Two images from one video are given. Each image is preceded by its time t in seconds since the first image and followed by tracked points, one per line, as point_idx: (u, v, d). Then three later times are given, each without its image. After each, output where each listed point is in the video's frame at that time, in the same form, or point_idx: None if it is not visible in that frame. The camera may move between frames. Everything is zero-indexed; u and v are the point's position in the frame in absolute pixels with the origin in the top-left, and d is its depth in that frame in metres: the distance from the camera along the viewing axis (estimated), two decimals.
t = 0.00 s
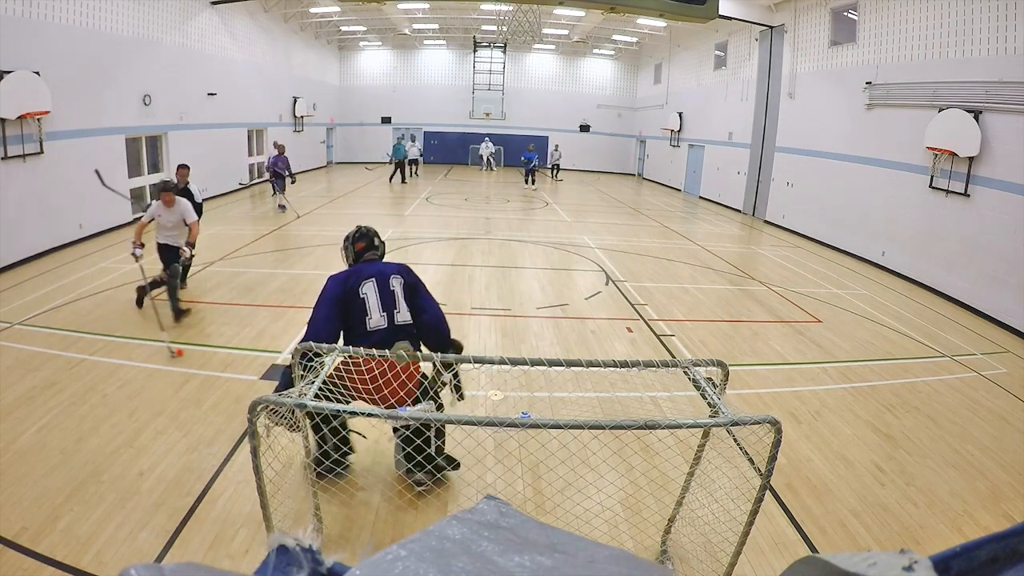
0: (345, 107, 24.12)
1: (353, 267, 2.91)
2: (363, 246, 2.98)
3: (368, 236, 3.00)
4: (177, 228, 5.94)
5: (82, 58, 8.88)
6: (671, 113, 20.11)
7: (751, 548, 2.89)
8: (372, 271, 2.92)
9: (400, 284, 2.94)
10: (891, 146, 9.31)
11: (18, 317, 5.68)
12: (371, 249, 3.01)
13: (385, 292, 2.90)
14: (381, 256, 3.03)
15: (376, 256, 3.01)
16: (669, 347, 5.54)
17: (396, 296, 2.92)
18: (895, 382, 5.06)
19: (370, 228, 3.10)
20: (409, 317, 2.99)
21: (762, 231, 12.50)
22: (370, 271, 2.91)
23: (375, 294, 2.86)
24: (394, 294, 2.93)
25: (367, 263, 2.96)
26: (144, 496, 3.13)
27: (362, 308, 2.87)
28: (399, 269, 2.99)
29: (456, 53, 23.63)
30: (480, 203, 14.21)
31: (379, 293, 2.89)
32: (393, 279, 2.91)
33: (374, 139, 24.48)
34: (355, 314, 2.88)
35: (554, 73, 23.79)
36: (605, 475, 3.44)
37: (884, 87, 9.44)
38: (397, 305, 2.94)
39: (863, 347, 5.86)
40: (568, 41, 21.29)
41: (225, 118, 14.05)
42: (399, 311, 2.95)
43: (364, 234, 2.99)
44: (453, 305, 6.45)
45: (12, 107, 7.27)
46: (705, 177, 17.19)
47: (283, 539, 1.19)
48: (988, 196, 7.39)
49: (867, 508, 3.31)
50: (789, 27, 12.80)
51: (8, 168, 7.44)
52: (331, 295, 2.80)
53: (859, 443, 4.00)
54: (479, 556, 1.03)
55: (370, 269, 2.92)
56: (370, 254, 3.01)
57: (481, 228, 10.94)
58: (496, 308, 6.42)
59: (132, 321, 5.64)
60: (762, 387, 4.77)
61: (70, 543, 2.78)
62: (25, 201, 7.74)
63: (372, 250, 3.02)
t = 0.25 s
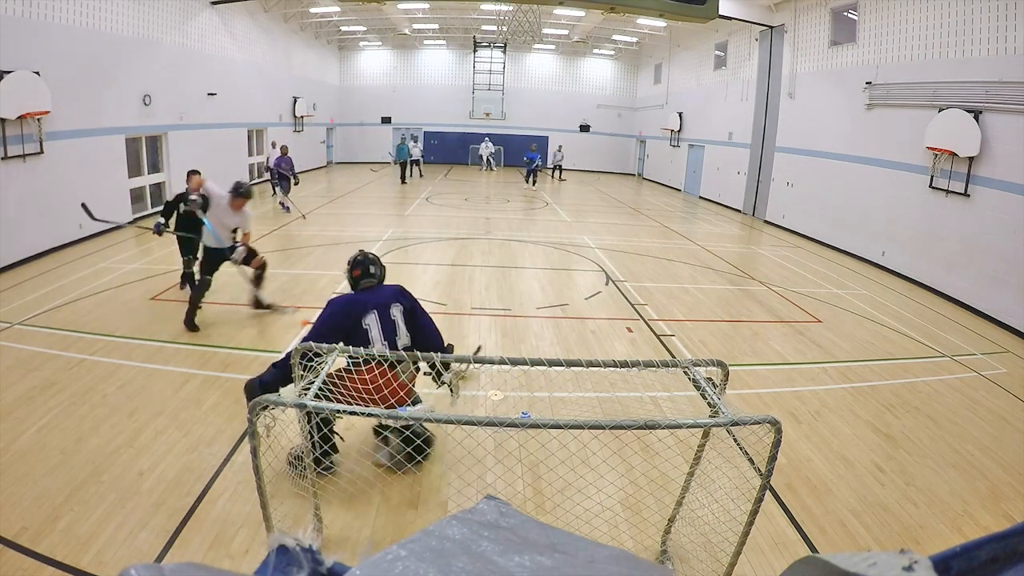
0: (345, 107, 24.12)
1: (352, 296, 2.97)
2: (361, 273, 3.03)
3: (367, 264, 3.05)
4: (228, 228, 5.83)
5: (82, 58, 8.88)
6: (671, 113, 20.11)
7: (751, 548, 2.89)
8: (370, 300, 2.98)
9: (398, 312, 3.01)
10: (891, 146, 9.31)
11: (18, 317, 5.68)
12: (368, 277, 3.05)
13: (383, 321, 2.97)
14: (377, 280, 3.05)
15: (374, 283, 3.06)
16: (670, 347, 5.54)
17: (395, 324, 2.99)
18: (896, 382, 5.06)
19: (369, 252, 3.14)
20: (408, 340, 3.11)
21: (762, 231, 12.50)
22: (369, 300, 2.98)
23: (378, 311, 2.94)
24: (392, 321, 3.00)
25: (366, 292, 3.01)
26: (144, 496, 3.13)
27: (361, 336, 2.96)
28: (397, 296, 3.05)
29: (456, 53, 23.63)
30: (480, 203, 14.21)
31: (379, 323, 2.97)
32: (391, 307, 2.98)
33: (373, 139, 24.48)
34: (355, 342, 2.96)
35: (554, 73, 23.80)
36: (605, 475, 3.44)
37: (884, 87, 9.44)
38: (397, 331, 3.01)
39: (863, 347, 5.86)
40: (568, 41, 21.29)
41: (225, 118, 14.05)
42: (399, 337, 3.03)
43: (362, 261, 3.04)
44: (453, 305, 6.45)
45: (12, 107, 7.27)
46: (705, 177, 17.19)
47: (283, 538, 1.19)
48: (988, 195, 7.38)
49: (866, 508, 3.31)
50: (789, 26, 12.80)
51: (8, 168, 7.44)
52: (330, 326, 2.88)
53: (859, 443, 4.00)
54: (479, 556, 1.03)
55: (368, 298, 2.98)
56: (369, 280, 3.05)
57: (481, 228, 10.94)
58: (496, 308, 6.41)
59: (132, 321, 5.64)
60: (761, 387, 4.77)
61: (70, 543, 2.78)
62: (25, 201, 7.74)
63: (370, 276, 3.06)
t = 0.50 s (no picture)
0: (345, 107, 24.11)
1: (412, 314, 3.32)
2: (430, 299, 3.32)
3: (441, 294, 3.31)
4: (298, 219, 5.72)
5: (82, 58, 8.88)
6: (671, 113, 20.12)
7: (751, 548, 2.89)
8: (425, 324, 3.33)
9: (442, 344, 3.35)
10: (891, 147, 9.32)
11: (18, 317, 5.68)
12: (435, 304, 3.34)
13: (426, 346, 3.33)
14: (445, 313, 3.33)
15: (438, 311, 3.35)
16: (670, 347, 5.54)
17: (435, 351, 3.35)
18: (895, 382, 5.06)
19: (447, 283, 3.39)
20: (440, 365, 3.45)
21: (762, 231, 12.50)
22: (424, 324, 3.33)
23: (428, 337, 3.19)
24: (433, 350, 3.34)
25: (427, 316, 3.34)
26: (144, 496, 3.13)
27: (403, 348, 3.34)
28: (449, 330, 3.36)
29: (456, 53, 23.63)
30: (480, 203, 14.21)
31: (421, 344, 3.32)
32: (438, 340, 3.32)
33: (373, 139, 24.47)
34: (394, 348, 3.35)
35: (554, 73, 23.80)
36: (605, 475, 3.44)
37: (884, 87, 9.44)
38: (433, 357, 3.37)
39: (863, 347, 5.86)
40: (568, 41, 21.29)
41: (226, 118, 14.05)
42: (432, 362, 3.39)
43: (437, 290, 3.29)
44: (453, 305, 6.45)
45: (12, 107, 7.28)
46: (705, 177, 17.19)
47: (283, 539, 1.19)
48: (988, 196, 7.39)
49: (866, 508, 3.31)
50: (789, 26, 12.80)
51: (8, 168, 7.44)
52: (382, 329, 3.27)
53: (859, 443, 4.00)
54: (479, 556, 1.03)
55: (425, 322, 3.32)
56: (435, 308, 3.35)
57: (481, 228, 10.94)
58: (497, 308, 6.42)
59: (132, 321, 5.64)
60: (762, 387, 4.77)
61: (70, 543, 2.78)
62: (25, 201, 7.74)
63: (438, 305, 3.35)
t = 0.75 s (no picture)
0: (344, 107, 24.11)
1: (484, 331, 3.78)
2: (500, 327, 3.86)
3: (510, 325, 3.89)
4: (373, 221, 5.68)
5: (82, 58, 8.88)
6: (671, 113, 20.12)
7: (751, 547, 2.89)
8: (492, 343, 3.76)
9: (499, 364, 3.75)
10: (891, 147, 9.32)
11: (19, 317, 5.68)
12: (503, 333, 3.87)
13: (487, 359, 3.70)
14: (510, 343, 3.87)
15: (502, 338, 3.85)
16: (670, 347, 5.54)
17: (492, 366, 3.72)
18: (895, 382, 5.06)
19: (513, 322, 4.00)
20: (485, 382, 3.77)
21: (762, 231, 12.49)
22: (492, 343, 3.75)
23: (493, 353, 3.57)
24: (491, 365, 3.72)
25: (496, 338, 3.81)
26: (145, 496, 3.13)
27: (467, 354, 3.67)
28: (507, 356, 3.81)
29: (456, 53, 23.64)
30: (480, 203, 14.21)
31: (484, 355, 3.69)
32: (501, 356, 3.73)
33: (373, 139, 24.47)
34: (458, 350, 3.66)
35: (554, 73, 23.80)
36: (605, 475, 3.44)
37: (884, 87, 9.44)
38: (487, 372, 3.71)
39: (862, 347, 5.86)
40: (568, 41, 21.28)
41: (226, 118, 14.05)
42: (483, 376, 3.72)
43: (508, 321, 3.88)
44: (453, 305, 6.46)
45: (12, 107, 7.28)
46: (705, 177, 17.19)
47: (283, 538, 1.20)
48: (988, 195, 7.39)
49: (866, 508, 3.31)
50: (789, 26, 12.80)
51: (8, 168, 7.44)
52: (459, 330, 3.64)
53: (859, 443, 4.00)
54: (479, 556, 1.03)
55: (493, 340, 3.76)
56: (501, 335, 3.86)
57: (481, 228, 10.94)
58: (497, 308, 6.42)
59: (132, 321, 5.64)
60: (762, 387, 4.77)
61: (69, 543, 2.78)
62: (25, 201, 7.74)
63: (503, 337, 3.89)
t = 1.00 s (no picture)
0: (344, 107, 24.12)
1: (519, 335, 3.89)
2: (535, 335, 3.96)
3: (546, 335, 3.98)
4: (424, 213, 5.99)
5: (82, 58, 8.88)
6: (671, 113, 20.12)
7: (751, 547, 2.89)
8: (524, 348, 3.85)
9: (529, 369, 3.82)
10: (891, 147, 9.32)
11: (19, 317, 5.68)
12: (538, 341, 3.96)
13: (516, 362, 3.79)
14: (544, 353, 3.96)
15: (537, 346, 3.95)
16: (670, 347, 5.54)
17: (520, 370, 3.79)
18: (895, 382, 5.06)
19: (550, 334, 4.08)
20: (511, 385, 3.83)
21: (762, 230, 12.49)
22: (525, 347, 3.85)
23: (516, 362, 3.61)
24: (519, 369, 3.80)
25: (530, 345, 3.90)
26: (145, 496, 3.13)
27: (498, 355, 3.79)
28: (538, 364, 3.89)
29: (456, 53, 23.64)
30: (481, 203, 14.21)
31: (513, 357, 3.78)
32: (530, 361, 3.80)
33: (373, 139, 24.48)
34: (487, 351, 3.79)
35: (554, 73, 23.80)
36: (605, 475, 3.44)
37: (884, 87, 9.44)
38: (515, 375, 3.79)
39: (862, 347, 5.86)
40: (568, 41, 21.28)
41: (226, 118, 14.05)
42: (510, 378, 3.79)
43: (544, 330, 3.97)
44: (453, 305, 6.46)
45: (12, 107, 7.28)
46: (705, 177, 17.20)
47: (284, 538, 1.20)
48: (988, 195, 7.39)
49: (866, 508, 3.31)
50: (789, 26, 12.80)
51: (8, 168, 7.44)
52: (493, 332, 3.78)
53: (859, 443, 4.00)
54: (479, 556, 1.03)
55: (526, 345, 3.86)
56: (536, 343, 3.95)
57: (481, 228, 10.94)
58: (497, 308, 6.42)
59: (132, 321, 5.64)
60: (762, 387, 4.76)
61: (69, 543, 2.78)
62: (25, 201, 7.75)
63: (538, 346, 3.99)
